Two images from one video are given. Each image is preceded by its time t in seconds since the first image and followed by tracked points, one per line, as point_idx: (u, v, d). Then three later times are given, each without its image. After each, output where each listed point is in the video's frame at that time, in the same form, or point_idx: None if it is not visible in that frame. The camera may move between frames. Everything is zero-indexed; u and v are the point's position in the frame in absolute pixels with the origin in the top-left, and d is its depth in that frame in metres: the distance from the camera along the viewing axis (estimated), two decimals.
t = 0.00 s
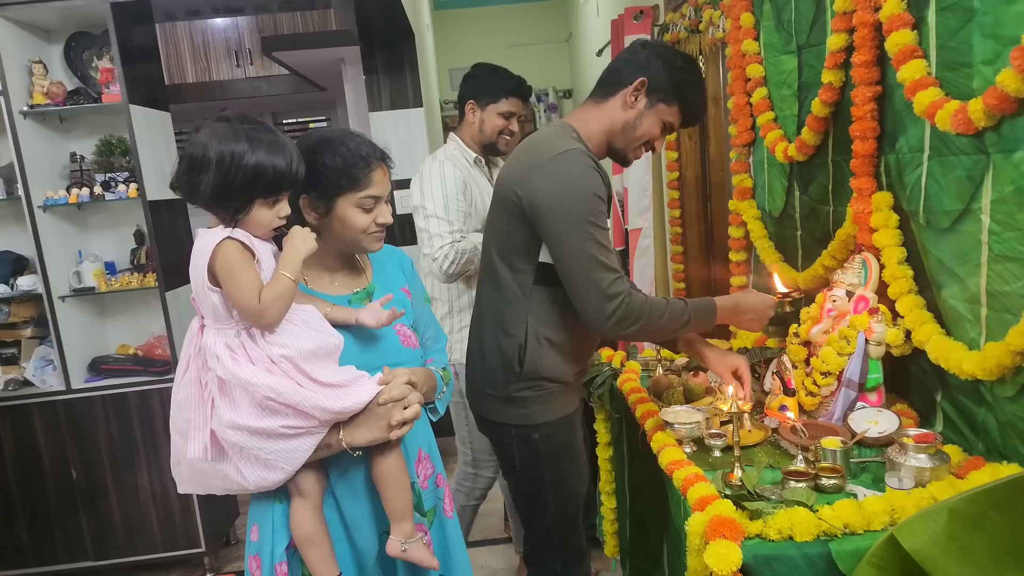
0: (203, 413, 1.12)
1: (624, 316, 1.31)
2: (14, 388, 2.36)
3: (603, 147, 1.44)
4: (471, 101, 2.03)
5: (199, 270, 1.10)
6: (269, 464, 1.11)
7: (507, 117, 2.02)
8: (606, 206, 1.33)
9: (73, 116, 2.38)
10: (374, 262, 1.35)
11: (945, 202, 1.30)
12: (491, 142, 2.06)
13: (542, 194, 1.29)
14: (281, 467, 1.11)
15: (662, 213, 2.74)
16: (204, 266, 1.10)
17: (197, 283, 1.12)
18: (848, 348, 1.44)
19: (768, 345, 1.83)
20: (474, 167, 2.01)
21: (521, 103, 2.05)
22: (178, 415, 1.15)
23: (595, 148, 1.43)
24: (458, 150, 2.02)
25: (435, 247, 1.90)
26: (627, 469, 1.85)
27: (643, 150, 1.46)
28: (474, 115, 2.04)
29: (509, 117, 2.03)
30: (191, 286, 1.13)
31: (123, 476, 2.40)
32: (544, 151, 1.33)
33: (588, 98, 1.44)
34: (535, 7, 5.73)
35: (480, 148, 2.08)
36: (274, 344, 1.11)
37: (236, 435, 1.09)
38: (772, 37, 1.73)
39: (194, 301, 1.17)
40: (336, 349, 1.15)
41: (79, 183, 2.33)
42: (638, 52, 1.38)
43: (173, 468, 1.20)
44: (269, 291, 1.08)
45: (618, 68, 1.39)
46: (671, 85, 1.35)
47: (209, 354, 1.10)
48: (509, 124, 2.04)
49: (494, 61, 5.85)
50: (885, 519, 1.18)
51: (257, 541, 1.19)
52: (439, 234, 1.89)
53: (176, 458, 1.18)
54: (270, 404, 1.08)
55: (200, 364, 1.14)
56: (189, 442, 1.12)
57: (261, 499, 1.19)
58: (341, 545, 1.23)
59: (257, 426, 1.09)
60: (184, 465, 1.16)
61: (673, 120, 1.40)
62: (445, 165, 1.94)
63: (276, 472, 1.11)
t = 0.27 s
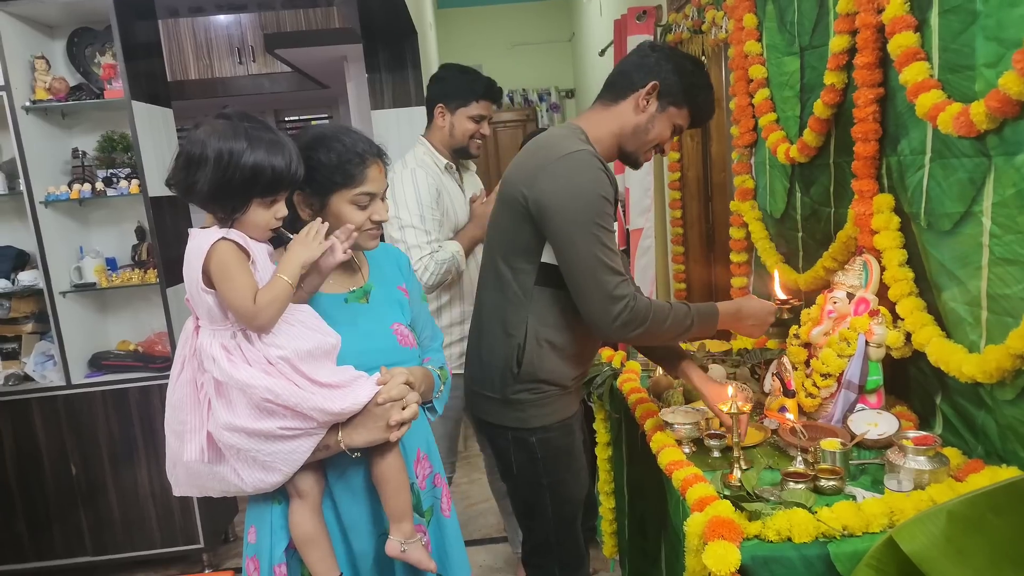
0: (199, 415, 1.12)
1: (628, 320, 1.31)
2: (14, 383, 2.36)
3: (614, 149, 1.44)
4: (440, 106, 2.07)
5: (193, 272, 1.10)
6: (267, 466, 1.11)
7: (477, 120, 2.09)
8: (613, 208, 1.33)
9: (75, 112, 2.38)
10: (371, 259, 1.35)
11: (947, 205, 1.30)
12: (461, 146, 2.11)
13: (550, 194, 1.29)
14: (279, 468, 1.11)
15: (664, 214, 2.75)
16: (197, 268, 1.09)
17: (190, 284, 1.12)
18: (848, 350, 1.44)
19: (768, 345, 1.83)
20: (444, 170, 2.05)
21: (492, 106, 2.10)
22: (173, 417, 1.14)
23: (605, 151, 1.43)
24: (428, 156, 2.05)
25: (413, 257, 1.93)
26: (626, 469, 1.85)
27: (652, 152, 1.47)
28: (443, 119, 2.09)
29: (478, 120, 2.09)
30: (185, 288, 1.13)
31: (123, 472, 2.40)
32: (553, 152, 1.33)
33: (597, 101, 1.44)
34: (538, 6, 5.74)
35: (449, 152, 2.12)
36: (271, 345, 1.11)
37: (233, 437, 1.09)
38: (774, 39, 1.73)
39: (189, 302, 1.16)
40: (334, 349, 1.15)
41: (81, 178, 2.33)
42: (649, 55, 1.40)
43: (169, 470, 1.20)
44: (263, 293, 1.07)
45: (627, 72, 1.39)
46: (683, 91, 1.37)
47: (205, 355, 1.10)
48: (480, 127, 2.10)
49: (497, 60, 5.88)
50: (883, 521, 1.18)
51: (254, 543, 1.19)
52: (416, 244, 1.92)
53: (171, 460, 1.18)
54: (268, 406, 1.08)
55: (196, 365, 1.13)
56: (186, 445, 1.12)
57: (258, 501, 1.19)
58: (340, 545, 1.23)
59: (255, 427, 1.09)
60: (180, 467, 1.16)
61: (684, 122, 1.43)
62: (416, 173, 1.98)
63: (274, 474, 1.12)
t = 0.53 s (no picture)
0: (196, 414, 1.11)
1: (630, 322, 1.31)
2: (13, 377, 2.35)
3: (619, 150, 1.44)
4: (414, 110, 2.08)
5: (187, 271, 1.09)
6: (265, 465, 1.11)
7: (453, 124, 2.09)
8: (618, 210, 1.33)
9: (79, 106, 2.39)
10: (371, 260, 1.35)
11: (948, 208, 1.30)
12: (438, 149, 2.12)
13: (555, 194, 1.29)
14: (278, 467, 1.11)
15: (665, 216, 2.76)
16: (192, 265, 1.08)
17: (185, 285, 1.11)
18: (849, 352, 1.44)
19: (769, 347, 1.83)
20: (421, 174, 2.06)
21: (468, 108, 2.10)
22: (169, 417, 1.14)
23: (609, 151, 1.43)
24: (405, 161, 2.07)
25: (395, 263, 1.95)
26: (626, 470, 1.85)
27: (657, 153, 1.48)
28: (419, 123, 2.09)
29: (455, 123, 2.10)
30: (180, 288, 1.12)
31: (121, 467, 2.39)
32: (558, 152, 1.33)
33: (600, 103, 1.45)
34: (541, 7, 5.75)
35: (427, 156, 2.14)
36: (269, 343, 1.11)
37: (231, 435, 1.08)
38: (777, 41, 1.74)
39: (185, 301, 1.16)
40: (332, 346, 1.16)
41: (83, 173, 2.34)
42: (651, 57, 1.40)
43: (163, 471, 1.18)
44: (258, 290, 1.07)
45: (632, 74, 1.40)
46: (689, 92, 1.39)
47: (202, 353, 1.09)
48: (456, 131, 2.11)
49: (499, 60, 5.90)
50: (883, 524, 1.18)
51: (249, 544, 1.18)
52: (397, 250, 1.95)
53: (166, 460, 1.17)
54: (268, 403, 1.08)
55: (193, 363, 1.13)
56: (183, 444, 1.11)
57: (255, 502, 1.18)
58: (336, 546, 1.23)
59: (254, 425, 1.08)
60: (176, 467, 1.15)
61: (689, 121, 1.44)
62: (395, 179, 1.99)
63: (272, 472, 1.11)
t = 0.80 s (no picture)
0: (198, 415, 1.12)
1: (632, 322, 1.32)
2: (18, 374, 2.37)
3: (620, 152, 1.45)
4: (402, 114, 2.09)
5: (189, 270, 1.10)
6: (267, 465, 1.11)
7: (443, 125, 2.10)
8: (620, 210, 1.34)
9: (85, 107, 2.41)
10: (370, 262, 1.36)
11: (949, 211, 1.30)
12: (429, 151, 2.12)
13: (558, 195, 1.30)
14: (279, 467, 1.11)
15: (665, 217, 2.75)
16: (194, 265, 1.09)
17: (186, 282, 1.11)
18: (851, 354, 1.44)
19: (770, 349, 1.83)
20: (413, 174, 2.08)
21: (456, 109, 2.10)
22: (170, 418, 1.14)
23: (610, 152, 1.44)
24: (398, 163, 2.08)
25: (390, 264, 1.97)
26: (627, 471, 1.85)
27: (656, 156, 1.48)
28: (408, 126, 2.10)
29: (444, 124, 2.10)
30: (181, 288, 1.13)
31: (124, 466, 2.40)
32: (560, 153, 1.34)
33: (600, 106, 1.45)
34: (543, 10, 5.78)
35: (419, 158, 2.14)
36: (271, 343, 1.11)
37: (233, 436, 1.09)
38: (779, 45, 1.75)
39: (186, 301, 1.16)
40: (334, 346, 1.16)
41: (89, 173, 2.36)
42: (649, 59, 1.41)
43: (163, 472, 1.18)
44: (261, 288, 1.08)
45: (631, 76, 1.41)
46: (686, 94, 1.39)
47: (204, 354, 1.10)
48: (445, 132, 2.11)
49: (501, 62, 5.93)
50: (884, 527, 1.17)
51: (249, 546, 1.19)
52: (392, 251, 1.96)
53: (167, 461, 1.17)
54: (270, 403, 1.09)
55: (194, 364, 1.13)
56: (184, 445, 1.11)
57: (256, 503, 1.19)
58: (337, 546, 1.23)
59: (256, 425, 1.09)
60: (177, 468, 1.15)
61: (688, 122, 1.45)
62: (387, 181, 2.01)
63: (274, 473, 1.12)
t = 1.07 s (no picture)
0: (201, 419, 1.12)
1: (631, 326, 1.32)
2: (19, 379, 2.37)
3: (617, 151, 1.45)
4: (407, 115, 2.09)
5: (189, 274, 1.10)
6: (271, 468, 1.11)
7: (445, 125, 2.10)
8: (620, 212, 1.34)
9: (85, 111, 2.41)
10: (367, 264, 1.36)
11: (948, 212, 1.30)
12: (433, 152, 2.12)
13: (559, 197, 1.30)
14: (284, 470, 1.11)
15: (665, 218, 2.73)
16: (194, 269, 1.09)
17: (187, 286, 1.12)
18: (851, 355, 1.44)
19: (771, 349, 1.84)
20: (418, 174, 2.08)
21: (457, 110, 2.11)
22: (173, 424, 1.14)
23: (607, 151, 1.44)
24: (403, 163, 2.09)
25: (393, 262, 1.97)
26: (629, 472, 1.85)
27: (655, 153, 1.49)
28: (412, 128, 2.10)
29: (447, 124, 2.11)
30: (182, 293, 1.13)
31: (125, 469, 2.40)
32: (561, 155, 1.34)
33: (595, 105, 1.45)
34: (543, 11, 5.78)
35: (425, 158, 2.15)
36: (274, 346, 1.11)
37: (237, 439, 1.09)
38: (778, 46, 1.75)
39: (186, 306, 1.16)
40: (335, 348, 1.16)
41: (89, 177, 2.36)
42: (643, 57, 1.41)
43: (166, 478, 1.18)
44: (263, 287, 1.08)
45: (627, 75, 1.41)
46: (681, 91, 1.40)
47: (206, 358, 1.10)
48: (449, 132, 2.11)
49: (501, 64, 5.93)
50: (885, 526, 1.18)
51: (252, 549, 1.19)
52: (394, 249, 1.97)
53: (170, 467, 1.17)
54: (273, 406, 1.09)
55: (196, 369, 1.13)
56: (188, 451, 1.12)
57: (258, 507, 1.19)
58: (341, 548, 1.23)
59: (260, 429, 1.09)
60: (180, 473, 1.15)
61: (683, 119, 1.45)
62: (391, 181, 2.02)
63: (278, 476, 1.12)
